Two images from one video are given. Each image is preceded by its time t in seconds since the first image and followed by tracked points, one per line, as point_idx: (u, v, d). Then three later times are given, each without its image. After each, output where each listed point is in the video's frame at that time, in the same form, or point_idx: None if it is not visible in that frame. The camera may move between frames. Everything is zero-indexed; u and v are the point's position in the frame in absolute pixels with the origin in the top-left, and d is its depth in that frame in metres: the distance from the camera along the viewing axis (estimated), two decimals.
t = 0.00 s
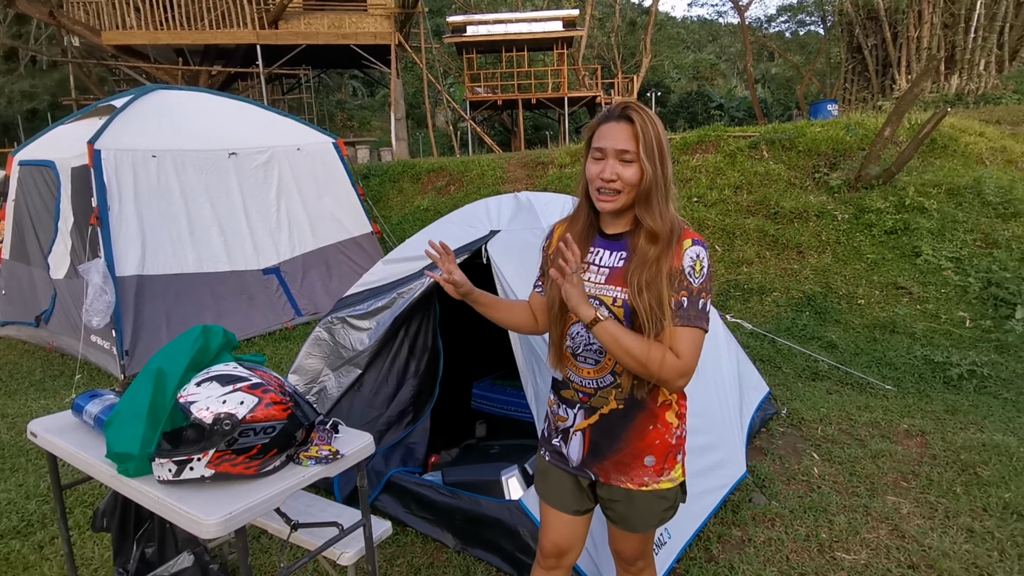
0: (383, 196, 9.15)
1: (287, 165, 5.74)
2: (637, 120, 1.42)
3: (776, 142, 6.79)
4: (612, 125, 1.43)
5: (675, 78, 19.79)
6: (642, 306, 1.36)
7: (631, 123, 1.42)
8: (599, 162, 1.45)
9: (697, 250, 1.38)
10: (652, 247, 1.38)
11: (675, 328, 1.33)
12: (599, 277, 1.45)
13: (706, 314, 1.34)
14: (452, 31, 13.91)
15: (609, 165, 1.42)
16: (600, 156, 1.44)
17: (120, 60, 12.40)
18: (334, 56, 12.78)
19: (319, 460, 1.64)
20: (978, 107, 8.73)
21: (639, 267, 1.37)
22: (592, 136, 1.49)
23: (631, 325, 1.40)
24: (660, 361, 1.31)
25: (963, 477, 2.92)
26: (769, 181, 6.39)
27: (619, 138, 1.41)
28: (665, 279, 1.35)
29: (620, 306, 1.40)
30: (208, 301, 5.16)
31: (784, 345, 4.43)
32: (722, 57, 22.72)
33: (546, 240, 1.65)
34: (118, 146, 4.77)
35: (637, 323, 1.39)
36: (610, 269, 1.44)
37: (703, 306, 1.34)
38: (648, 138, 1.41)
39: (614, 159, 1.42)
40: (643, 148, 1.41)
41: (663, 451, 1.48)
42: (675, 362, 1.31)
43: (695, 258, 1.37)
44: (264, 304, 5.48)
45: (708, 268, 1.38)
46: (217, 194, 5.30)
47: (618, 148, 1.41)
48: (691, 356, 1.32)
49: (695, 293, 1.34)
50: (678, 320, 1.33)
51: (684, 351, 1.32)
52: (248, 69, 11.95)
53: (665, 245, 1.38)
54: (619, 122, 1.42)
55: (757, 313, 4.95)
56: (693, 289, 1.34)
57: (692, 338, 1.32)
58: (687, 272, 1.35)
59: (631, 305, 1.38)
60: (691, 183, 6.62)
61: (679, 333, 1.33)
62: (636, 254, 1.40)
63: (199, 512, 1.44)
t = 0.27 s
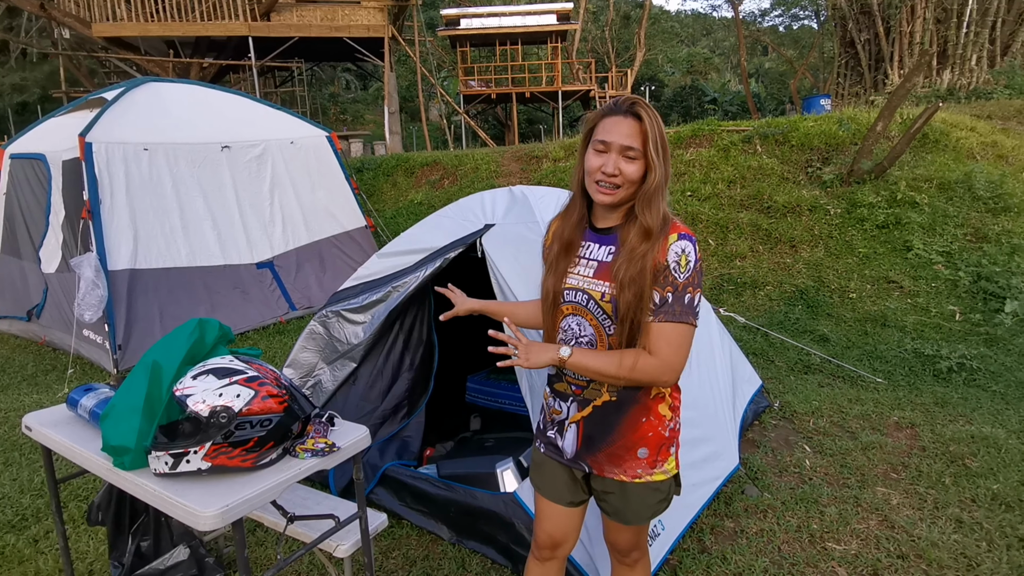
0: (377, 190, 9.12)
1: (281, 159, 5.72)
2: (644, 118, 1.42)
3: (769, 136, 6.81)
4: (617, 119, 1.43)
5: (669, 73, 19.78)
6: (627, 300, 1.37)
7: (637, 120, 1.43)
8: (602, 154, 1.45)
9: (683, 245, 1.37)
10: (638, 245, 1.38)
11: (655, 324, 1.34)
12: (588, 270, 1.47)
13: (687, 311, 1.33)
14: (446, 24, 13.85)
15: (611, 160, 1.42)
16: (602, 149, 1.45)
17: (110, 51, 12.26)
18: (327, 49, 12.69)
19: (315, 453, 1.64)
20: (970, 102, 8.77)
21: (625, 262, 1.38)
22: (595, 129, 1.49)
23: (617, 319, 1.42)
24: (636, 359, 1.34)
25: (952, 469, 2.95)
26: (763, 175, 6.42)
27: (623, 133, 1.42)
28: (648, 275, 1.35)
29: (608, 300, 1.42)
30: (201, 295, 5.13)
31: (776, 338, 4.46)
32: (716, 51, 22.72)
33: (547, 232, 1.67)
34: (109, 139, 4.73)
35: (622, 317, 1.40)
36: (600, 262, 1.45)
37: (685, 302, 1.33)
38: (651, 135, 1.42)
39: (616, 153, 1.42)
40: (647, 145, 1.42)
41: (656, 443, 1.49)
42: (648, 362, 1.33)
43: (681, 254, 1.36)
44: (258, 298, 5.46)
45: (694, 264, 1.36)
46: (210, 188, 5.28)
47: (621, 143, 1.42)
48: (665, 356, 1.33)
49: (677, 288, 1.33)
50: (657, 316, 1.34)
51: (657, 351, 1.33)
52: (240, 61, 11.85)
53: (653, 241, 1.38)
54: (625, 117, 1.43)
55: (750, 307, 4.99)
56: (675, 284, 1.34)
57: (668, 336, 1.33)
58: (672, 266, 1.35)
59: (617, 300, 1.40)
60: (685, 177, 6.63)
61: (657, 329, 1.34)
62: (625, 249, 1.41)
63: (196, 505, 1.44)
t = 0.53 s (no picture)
0: (374, 187, 9.11)
1: (278, 156, 5.71)
2: (634, 114, 1.43)
3: (766, 136, 6.83)
4: (610, 115, 1.44)
5: (667, 72, 19.78)
6: (620, 297, 1.38)
7: (629, 116, 1.44)
8: (594, 150, 1.46)
9: (677, 242, 1.37)
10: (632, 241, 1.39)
11: (650, 318, 1.34)
12: (584, 269, 1.48)
13: (680, 307, 1.34)
14: (444, 21, 13.82)
15: (601, 155, 1.43)
16: (594, 144, 1.45)
17: (106, 47, 12.18)
18: (325, 45, 12.65)
19: (312, 450, 1.64)
20: (966, 103, 8.80)
21: (619, 261, 1.39)
22: (588, 126, 1.50)
23: (612, 316, 1.42)
24: (632, 351, 1.34)
25: (945, 467, 2.97)
26: (760, 175, 6.43)
27: (614, 129, 1.43)
28: (642, 273, 1.36)
29: (601, 299, 1.43)
30: (197, 292, 5.12)
31: (773, 337, 4.48)
32: (714, 50, 22.75)
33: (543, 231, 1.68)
34: (104, 135, 4.72)
35: (616, 314, 1.41)
36: (595, 261, 1.46)
37: (678, 298, 1.34)
38: (643, 131, 1.42)
39: (607, 149, 1.43)
40: (640, 141, 1.42)
41: (650, 442, 1.49)
42: (644, 356, 1.34)
43: (674, 251, 1.37)
44: (254, 295, 5.45)
45: (688, 260, 1.37)
46: (206, 184, 5.26)
47: (613, 139, 1.42)
48: (660, 350, 1.33)
49: (669, 284, 1.34)
50: (651, 313, 1.34)
51: (652, 345, 1.33)
52: (237, 58, 11.80)
53: (646, 238, 1.39)
54: (617, 113, 1.44)
55: (747, 306, 5.00)
56: (668, 280, 1.34)
57: (663, 331, 1.33)
58: (665, 263, 1.36)
59: (611, 297, 1.41)
60: (682, 177, 6.64)
61: (652, 324, 1.34)
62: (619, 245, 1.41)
63: (193, 501, 1.44)
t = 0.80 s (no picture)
0: (372, 185, 9.10)
1: (275, 154, 5.70)
2: (638, 110, 1.43)
3: (764, 135, 6.84)
4: (613, 111, 1.43)
5: (665, 71, 19.79)
6: (624, 296, 1.38)
7: (632, 113, 1.43)
8: (597, 148, 1.45)
9: (681, 241, 1.38)
10: (637, 241, 1.39)
11: (655, 321, 1.35)
12: (586, 266, 1.47)
13: (685, 308, 1.35)
14: (442, 20, 13.81)
15: (606, 152, 1.43)
16: (597, 141, 1.45)
17: (102, 44, 12.13)
18: (323, 44, 12.62)
19: (309, 447, 1.64)
20: (963, 103, 8.83)
21: (624, 259, 1.38)
22: (590, 122, 1.49)
23: (615, 315, 1.43)
24: (636, 356, 1.35)
25: (941, 466, 2.98)
26: (757, 174, 6.44)
27: (618, 126, 1.42)
28: (647, 272, 1.36)
29: (604, 296, 1.43)
30: (194, 289, 5.11)
31: (769, 336, 4.49)
32: (712, 49, 22.77)
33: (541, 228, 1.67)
34: (101, 132, 4.70)
35: (620, 314, 1.41)
36: (597, 259, 1.46)
37: (683, 299, 1.35)
38: (647, 127, 1.42)
39: (612, 147, 1.43)
40: (643, 139, 1.42)
41: (648, 439, 1.50)
42: (649, 359, 1.35)
43: (679, 250, 1.38)
44: (251, 293, 5.43)
45: (692, 260, 1.38)
46: (203, 182, 5.25)
47: (616, 135, 1.42)
48: (665, 352, 1.35)
49: (676, 284, 1.35)
50: (656, 313, 1.35)
51: (658, 348, 1.35)
52: (234, 56, 11.76)
53: (652, 237, 1.39)
54: (620, 110, 1.43)
55: (744, 305, 5.01)
56: (674, 280, 1.35)
57: (669, 333, 1.35)
58: (671, 263, 1.36)
59: (615, 297, 1.41)
60: (680, 176, 6.64)
61: (656, 326, 1.35)
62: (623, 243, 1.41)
63: (189, 497, 1.44)
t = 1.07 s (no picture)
0: (368, 184, 9.09)
1: (271, 152, 5.69)
2: (638, 110, 1.42)
3: (761, 135, 6.85)
4: (613, 111, 1.43)
5: (662, 71, 19.80)
6: (622, 295, 1.38)
7: (632, 113, 1.43)
8: (597, 148, 1.45)
9: (680, 240, 1.38)
10: (636, 241, 1.39)
11: (653, 319, 1.34)
12: (583, 265, 1.47)
13: (683, 306, 1.34)
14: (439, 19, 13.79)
15: (606, 153, 1.42)
16: (597, 141, 1.44)
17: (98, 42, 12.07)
18: (320, 42, 12.59)
19: (304, 444, 1.64)
20: (958, 104, 8.85)
21: (623, 258, 1.38)
22: (590, 120, 1.49)
23: (613, 315, 1.42)
24: (634, 354, 1.35)
25: (936, 464, 2.99)
26: (754, 173, 6.45)
27: (619, 126, 1.42)
28: (646, 271, 1.36)
29: (602, 295, 1.43)
30: (190, 288, 5.09)
31: (766, 335, 4.49)
32: (709, 49, 22.80)
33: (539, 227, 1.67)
34: (97, 130, 4.68)
35: (618, 313, 1.41)
36: (594, 258, 1.46)
37: (682, 298, 1.34)
38: (647, 128, 1.42)
39: (612, 147, 1.42)
40: (643, 139, 1.42)
41: (645, 438, 1.50)
42: (647, 359, 1.35)
43: (677, 249, 1.37)
44: (248, 292, 5.42)
45: (690, 259, 1.38)
46: (199, 181, 5.23)
47: (617, 135, 1.42)
48: (664, 350, 1.34)
49: (674, 283, 1.35)
50: (654, 312, 1.35)
51: (656, 347, 1.34)
52: (231, 54, 11.72)
53: (651, 237, 1.38)
54: (620, 109, 1.43)
55: (741, 304, 5.02)
56: (673, 279, 1.35)
57: (667, 332, 1.34)
58: (669, 262, 1.36)
59: (613, 295, 1.40)
60: (677, 175, 6.65)
61: (654, 325, 1.34)
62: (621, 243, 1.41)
63: (183, 495, 1.43)
